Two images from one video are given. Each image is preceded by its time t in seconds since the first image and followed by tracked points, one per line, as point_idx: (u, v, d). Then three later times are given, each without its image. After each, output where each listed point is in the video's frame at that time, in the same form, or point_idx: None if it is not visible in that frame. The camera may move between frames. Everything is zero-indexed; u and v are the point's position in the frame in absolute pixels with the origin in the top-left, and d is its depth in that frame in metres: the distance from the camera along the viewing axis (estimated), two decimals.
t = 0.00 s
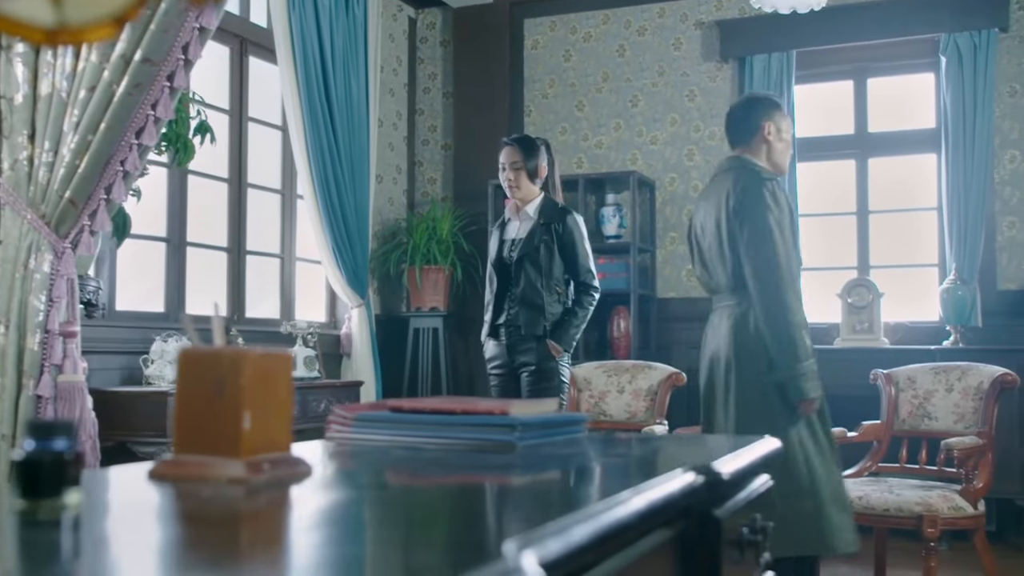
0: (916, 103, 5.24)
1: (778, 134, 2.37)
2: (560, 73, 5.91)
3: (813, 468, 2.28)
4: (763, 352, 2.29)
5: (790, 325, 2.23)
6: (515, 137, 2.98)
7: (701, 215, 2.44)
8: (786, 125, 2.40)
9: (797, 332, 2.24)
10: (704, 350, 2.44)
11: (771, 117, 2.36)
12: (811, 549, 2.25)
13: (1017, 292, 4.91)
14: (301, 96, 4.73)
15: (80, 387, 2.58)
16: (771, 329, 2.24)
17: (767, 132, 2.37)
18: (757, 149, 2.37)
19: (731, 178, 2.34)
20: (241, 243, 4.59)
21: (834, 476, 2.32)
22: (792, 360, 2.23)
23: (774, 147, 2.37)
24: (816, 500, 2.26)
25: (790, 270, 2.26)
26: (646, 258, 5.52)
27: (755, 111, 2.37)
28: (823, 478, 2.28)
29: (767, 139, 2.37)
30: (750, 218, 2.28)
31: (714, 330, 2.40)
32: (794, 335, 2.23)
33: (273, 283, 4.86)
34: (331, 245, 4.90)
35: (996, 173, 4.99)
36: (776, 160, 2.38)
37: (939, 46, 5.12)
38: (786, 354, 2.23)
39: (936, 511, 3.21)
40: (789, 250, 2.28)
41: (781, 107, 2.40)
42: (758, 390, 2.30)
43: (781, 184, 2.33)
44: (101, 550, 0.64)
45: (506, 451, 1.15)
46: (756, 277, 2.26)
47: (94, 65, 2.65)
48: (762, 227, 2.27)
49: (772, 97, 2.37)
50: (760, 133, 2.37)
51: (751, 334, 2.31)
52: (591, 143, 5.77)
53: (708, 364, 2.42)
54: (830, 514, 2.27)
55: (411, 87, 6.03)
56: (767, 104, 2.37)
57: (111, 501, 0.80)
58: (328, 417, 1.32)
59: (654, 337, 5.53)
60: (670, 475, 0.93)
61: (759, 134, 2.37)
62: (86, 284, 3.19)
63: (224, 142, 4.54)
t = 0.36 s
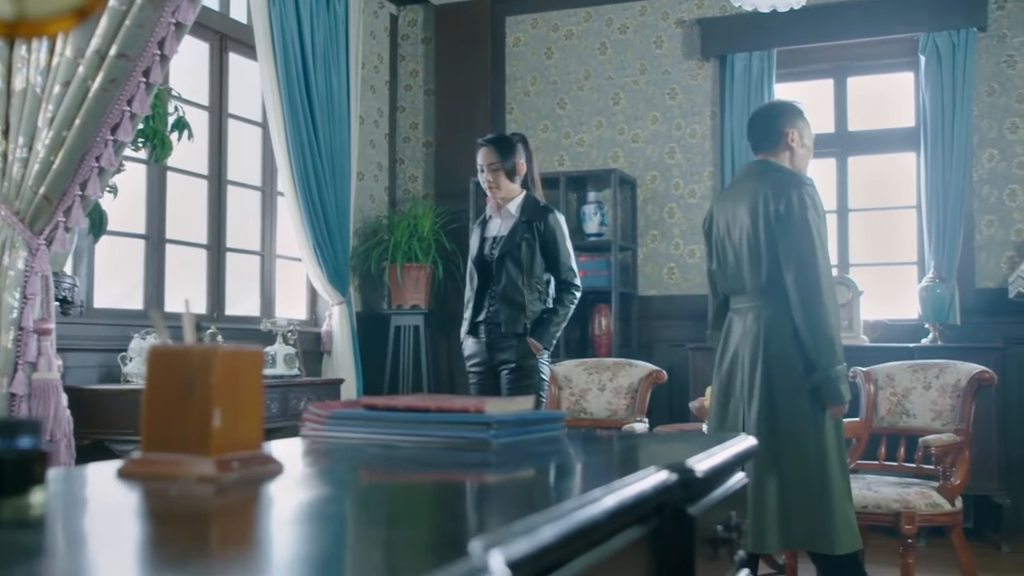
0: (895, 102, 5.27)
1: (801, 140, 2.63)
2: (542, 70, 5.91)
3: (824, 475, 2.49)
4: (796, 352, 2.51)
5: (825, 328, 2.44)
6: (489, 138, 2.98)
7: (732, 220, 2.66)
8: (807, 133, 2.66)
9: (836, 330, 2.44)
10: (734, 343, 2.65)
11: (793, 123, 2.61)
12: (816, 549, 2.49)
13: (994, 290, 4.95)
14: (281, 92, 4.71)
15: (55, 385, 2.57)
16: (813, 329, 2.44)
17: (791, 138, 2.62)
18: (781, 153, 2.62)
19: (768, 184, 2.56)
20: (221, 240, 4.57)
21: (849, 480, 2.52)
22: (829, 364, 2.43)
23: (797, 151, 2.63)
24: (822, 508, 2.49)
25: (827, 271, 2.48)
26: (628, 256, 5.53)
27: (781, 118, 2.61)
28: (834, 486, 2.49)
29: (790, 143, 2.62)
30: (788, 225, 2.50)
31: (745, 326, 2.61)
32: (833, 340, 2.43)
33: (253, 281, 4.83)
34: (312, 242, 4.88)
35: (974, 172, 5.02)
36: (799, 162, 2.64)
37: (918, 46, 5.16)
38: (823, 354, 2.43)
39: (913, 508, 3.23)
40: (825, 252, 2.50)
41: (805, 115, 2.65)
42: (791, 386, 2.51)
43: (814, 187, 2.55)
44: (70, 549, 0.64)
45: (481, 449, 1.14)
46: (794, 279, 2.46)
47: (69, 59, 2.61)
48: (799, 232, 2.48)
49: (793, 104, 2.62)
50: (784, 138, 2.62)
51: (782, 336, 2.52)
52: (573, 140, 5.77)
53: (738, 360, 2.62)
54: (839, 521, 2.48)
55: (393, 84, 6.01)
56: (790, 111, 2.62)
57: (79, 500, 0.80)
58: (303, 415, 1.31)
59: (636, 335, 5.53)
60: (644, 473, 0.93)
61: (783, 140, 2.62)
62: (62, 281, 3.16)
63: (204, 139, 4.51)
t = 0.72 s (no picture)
0: (873, 103, 5.31)
1: (829, 142, 2.66)
2: (522, 70, 5.91)
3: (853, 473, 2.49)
4: (832, 357, 2.50)
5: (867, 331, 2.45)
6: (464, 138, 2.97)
7: (760, 222, 2.63)
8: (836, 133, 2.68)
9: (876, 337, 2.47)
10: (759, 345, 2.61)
11: (822, 125, 2.64)
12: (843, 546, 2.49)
13: (970, 290, 4.99)
14: (260, 90, 4.69)
15: (27, 385, 2.58)
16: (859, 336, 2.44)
17: (820, 141, 2.65)
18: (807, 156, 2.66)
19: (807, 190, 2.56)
20: (199, 239, 4.54)
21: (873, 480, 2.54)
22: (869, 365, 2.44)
23: (825, 154, 2.66)
24: (850, 507, 2.48)
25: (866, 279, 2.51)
26: (607, 256, 5.54)
27: (812, 120, 2.64)
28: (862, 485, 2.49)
29: (818, 145, 2.65)
30: (830, 233, 2.51)
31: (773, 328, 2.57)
32: (874, 345, 2.45)
33: (231, 280, 4.81)
34: (290, 240, 4.86)
35: (951, 173, 5.06)
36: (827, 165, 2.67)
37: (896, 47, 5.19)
38: (864, 360, 2.43)
39: (889, 507, 3.25)
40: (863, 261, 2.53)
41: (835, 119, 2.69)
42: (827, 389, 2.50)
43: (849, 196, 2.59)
44: (39, 549, 0.63)
45: (454, 449, 1.14)
46: (838, 286, 2.47)
47: (42, 56, 2.52)
48: (840, 241, 2.50)
49: (823, 105, 2.65)
50: (812, 139, 2.65)
51: (817, 340, 2.51)
52: (552, 140, 5.78)
53: (767, 361, 2.58)
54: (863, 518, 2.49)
55: (372, 84, 6.01)
56: (820, 113, 2.65)
57: (46, 500, 0.79)
58: (276, 416, 1.30)
59: (615, 335, 5.53)
60: (616, 473, 0.93)
61: (812, 142, 2.65)
62: (35, 280, 3.13)
63: (181, 138, 4.49)
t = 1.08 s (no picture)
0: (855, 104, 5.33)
1: (839, 145, 2.71)
2: (505, 70, 5.91)
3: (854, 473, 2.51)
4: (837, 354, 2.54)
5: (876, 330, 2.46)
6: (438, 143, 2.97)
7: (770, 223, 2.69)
8: (854, 137, 2.72)
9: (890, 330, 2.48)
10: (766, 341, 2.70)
11: (833, 128, 2.69)
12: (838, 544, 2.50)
13: (952, 290, 5.02)
14: (242, 90, 4.67)
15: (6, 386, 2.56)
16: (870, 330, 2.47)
17: (829, 143, 2.70)
18: (817, 156, 2.73)
19: (810, 191, 2.58)
20: (181, 238, 4.52)
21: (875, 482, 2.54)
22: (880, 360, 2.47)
23: (835, 156, 2.72)
24: (848, 505, 2.49)
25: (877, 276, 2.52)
26: (591, 256, 5.54)
27: (821, 122, 2.71)
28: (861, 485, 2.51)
29: (826, 147, 2.71)
30: (833, 233, 2.52)
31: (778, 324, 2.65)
32: (886, 338, 2.46)
33: (214, 280, 4.79)
34: (273, 240, 4.85)
35: (932, 174, 5.09)
36: (835, 168, 2.73)
37: (878, 48, 5.22)
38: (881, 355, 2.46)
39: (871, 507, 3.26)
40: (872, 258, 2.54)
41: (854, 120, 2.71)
42: (831, 386, 2.52)
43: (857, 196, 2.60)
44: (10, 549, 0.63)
45: (432, 449, 1.14)
46: (842, 287, 2.49)
47: (20, 54, 2.53)
48: (845, 241, 2.50)
49: (844, 109, 2.69)
50: (821, 141, 2.71)
51: (821, 337, 2.55)
52: (536, 140, 5.78)
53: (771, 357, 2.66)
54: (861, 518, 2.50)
55: (355, 83, 6.01)
56: (830, 117, 2.70)
57: (17, 502, 0.78)
58: (254, 416, 1.30)
59: (598, 335, 5.54)
60: (593, 474, 0.93)
61: (821, 143, 2.72)
62: (13, 280, 3.11)
63: (163, 136, 4.47)
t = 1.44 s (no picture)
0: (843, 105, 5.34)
1: (826, 146, 2.71)
2: (494, 70, 5.91)
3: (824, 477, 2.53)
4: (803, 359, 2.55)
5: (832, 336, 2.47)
6: (422, 146, 2.94)
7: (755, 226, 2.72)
8: (848, 140, 2.71)
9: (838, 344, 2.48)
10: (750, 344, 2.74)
11: (819, 130, 2.71)
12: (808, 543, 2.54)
13: (939, 291, 5.03)
14: (230, 90, 4.65)
15: None
16: (817, 341, 2.49)
17: (816, 144, 2.71)
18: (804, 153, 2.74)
19: (785, 195, 2.59)
20: (167, 238, 4.51)
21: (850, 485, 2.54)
22: (832, 372, 2.49)
23: (822, 154, 2.71)
24: (816, 506, 2.53)
25: (836, 286, 2.52)
26: (579, 257, 5.54)
27: (810, 125, 2.73)
28: (831, 489, 2.53)
29: (813, 148, 2.73)
30: (803, 237, 2.53)
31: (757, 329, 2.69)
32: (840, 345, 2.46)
33: (201, 279, 4.77)
34: (260, 240, 4.83)
35: (919, 175, 5.11)
36: (822, 166, 2.72)
37: (865, 50, 5.23)
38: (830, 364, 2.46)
39: (858, 507, 3.27)
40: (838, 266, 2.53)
41: (847, 122, 2.70)
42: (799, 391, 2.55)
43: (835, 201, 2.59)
44: None
45: (416, 450, 1.13)
46: (808, 291, 2.50)
47: None
48: (813, 245, 2.51)
49: (838, 112, 2.69)
50: (807, 142, 2.73)
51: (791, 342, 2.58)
52: (524, 140, 5.78)
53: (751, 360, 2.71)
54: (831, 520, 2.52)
55: (343, 83, 6.00)
56: (820, 120, 2.71)
57: None
58: (238, 417, 1.29)
59: (587, 335, 5.54)
60: (575, 474, 0.93)
61: (809, 144, 2.73)
62: None
63: (149, 135, 4.45)
